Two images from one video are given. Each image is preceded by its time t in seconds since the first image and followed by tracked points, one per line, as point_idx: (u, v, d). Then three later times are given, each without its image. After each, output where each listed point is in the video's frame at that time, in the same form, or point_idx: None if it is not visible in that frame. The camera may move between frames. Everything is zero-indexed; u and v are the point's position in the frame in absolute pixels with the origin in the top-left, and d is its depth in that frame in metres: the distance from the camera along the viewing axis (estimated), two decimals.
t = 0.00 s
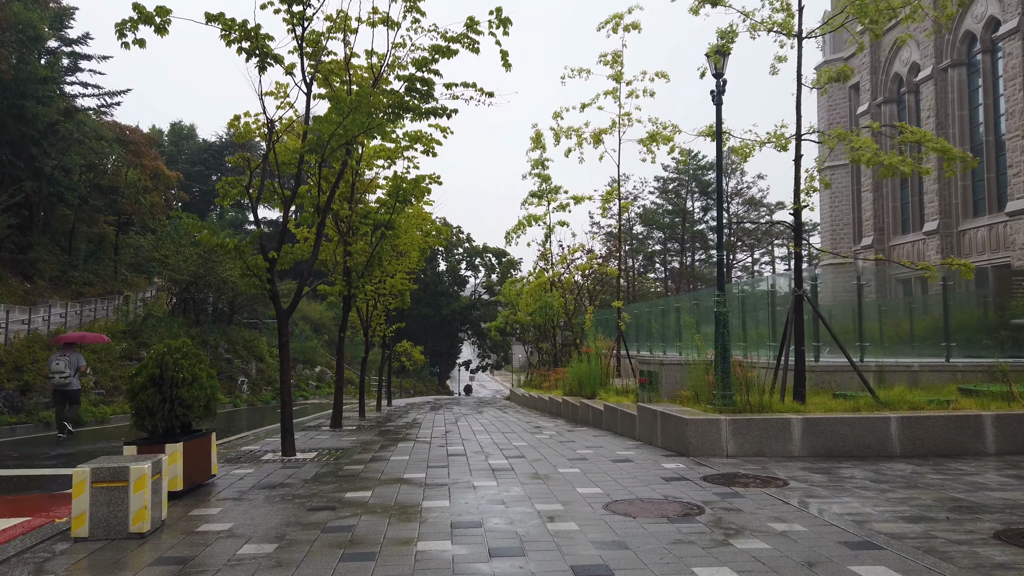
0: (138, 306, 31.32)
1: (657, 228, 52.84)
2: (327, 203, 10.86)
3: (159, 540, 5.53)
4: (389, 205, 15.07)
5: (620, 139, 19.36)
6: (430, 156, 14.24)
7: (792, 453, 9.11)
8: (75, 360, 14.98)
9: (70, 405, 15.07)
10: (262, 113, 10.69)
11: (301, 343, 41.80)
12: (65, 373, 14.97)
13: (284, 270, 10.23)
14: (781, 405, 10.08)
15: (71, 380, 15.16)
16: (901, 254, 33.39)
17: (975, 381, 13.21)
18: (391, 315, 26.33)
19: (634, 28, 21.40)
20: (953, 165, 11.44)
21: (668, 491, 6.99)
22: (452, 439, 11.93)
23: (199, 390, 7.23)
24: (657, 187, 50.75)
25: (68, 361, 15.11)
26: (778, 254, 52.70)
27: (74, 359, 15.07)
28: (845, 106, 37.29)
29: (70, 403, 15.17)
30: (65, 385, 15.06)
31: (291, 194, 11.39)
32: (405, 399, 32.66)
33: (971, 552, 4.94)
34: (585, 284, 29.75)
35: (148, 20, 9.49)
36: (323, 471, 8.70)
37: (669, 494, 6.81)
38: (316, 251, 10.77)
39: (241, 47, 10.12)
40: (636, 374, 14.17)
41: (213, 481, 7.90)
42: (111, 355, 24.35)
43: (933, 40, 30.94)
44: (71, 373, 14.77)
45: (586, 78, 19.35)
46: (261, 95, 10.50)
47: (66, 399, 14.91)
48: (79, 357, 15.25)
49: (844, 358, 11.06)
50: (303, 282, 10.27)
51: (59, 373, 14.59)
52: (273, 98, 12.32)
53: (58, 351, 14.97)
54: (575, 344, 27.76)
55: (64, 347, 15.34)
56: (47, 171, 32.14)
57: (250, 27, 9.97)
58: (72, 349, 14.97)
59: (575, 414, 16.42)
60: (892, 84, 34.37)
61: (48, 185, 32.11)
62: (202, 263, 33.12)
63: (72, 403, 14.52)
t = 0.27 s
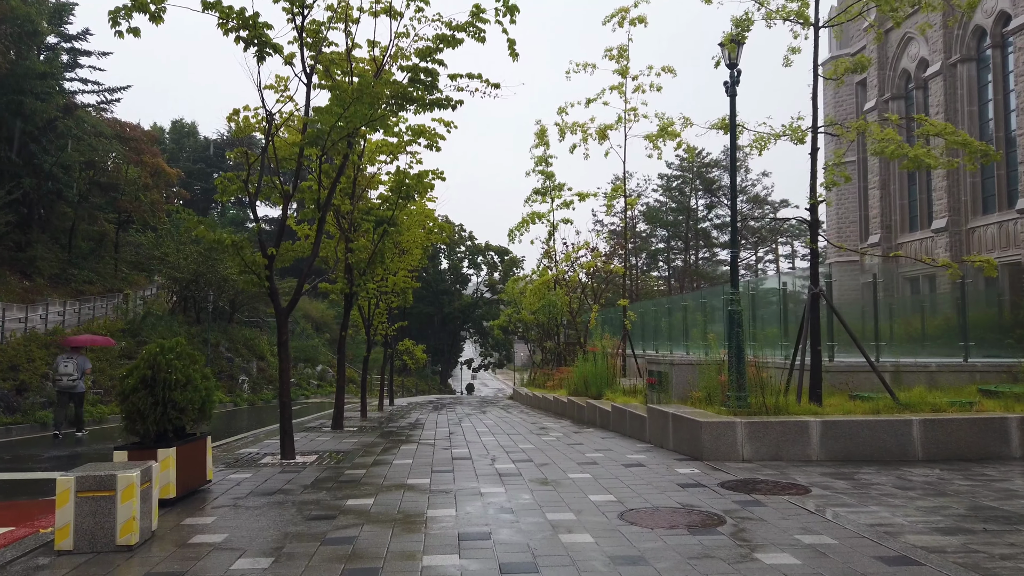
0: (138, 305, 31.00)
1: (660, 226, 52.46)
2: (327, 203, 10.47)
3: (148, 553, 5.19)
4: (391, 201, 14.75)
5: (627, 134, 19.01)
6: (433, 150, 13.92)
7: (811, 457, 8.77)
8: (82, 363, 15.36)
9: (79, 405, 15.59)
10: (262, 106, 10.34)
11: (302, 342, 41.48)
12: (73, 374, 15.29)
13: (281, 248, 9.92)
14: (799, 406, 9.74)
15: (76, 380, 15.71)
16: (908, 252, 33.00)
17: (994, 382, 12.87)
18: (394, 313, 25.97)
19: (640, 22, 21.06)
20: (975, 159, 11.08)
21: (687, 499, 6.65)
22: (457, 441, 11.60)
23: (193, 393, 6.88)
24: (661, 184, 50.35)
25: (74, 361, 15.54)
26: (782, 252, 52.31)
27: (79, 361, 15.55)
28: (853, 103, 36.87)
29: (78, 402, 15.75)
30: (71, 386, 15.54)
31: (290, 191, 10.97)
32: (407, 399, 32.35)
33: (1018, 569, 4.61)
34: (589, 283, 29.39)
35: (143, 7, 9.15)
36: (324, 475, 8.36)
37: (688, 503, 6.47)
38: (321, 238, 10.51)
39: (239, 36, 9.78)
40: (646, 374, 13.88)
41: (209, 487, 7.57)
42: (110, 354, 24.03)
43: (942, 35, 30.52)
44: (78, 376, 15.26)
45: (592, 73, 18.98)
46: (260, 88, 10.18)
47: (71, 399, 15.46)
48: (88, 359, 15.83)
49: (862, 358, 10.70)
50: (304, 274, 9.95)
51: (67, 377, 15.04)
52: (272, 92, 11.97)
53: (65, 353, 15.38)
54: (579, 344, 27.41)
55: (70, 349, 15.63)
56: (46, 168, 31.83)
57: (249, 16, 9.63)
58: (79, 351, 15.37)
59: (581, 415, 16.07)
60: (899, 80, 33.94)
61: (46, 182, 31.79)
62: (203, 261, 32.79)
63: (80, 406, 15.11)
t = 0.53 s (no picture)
0: (134, 300, 30.66)
1: (661, 222, 52.14)
2: (322, 195, 10.11)
3: (130, 561, 4.87)
4: (390, 193, 14.42)
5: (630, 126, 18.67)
6: (433, 142, 13.60)
7: (826, 456, 8.46)
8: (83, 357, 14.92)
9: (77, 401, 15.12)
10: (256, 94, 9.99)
11: (301, 338, 41.16)
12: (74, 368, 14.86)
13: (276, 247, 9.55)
14: (811, 403, 9.43)
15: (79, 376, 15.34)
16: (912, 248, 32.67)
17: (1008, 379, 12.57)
18: (393, 309, 25.66)
19: (643, 12, 20.72)
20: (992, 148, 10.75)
21: (700, 501, 6.33)
22: (458, 439, 11.27)
23: (181, 389, 6.56)
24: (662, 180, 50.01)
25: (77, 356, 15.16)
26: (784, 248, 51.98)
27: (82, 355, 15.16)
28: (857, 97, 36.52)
29: (79, 398, 15.39)
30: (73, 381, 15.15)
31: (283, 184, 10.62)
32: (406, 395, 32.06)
33: None
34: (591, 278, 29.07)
35: None
36: (321, 476, 8.04)
37: (701, 506, 6.15)
38: (314, 231, 10.13)
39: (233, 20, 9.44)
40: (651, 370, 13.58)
41: (199, 488, 7.24)
42: (106, 350, 23.71)
43: (947, 28, 30.15)
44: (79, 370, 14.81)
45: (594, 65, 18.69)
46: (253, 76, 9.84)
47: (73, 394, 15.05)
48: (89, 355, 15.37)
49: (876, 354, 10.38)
50: (297, 272, 9.60)
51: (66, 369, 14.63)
52: (267, 81, 11.61)
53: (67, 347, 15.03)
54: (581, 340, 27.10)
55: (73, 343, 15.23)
56: (41, 162, 31.48)
57: None
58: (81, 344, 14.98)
59: (584, 412, 15.76)
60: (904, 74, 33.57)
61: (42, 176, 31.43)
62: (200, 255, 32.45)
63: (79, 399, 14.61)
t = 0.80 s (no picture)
0: (129, 296, 30.27)
1: (661, 217, 51.77)
2: (315, 186, 9.73)
3: None
4: (387, 186, 14.07)
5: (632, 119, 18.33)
6: (431, 133, 13.23)
7: (840, 459, 8.11)
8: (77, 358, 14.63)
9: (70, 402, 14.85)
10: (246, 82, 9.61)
11: (299, 334, 40.82)
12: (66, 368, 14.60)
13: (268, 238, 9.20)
14: (823, 402, 9.09)
15: (74, 377, 15.16)
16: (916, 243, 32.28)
17: None
18: (391, 306, 25.29)
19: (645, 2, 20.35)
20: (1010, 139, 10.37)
21: (711, 509, 5.98)
22: (456, 439, 10.93)
23: (161, 391, 6.19)
24: (663, 175, 49.63)
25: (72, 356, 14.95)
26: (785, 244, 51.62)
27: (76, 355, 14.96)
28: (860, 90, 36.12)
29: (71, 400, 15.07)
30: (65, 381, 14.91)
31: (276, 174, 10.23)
32: (405, 392, 31.73)
33: None
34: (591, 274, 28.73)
35: None
36: (313, 480, 7.70)
37: (714, 514, 5.81)
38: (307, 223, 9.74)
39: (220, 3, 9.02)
40: (655, 367, 13.23)
41: (183, 494, 6.88)
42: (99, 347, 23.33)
43: (953, 19, 29.72)
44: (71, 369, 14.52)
45: (595, 56, 18.29)
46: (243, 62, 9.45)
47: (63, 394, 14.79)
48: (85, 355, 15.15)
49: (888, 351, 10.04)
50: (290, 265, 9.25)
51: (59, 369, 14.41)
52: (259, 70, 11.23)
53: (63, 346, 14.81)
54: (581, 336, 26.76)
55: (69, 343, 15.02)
56: (34, 156, 31.05)
57: None
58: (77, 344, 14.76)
59: (585, 411, 15.44)
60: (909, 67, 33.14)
61: (36, 171, 31.06)
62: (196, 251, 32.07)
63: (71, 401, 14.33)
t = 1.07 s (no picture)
0: (126, 295, 29.98)
1: (663, 215, 51.43)
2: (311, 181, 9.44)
3: None
4: (386, 184, 13.76)
5: (635, 115, 18.04)
6: (431, 129, 12.92)
7: (857, 465, 7.80)
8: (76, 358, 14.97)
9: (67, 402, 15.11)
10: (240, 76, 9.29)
11: (298, 334, 40.50)
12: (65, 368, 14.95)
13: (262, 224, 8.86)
14: (838, 406, 8.77)
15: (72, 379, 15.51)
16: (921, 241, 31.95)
17: None
18: (391, 305, 25.00)
19: None
20: None
21: (727, 521, 5.67)
22: (458, 443, 10.62)
23: (147, 396, 5.89)
24: (665, 173, 49.30)
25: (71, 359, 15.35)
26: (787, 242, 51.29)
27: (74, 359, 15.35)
28: (864, 88, 35.82)
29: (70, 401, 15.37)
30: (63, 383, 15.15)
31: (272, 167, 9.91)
32: (405, 392, 31.42)
33: None
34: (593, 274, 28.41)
35: None
36: (308, 487, 7.39)
37: (731, 526, 5.50)
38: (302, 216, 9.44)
39: None
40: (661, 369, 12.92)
41: (172, 503, 6.58)
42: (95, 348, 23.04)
43: (959, 15, 29.38)
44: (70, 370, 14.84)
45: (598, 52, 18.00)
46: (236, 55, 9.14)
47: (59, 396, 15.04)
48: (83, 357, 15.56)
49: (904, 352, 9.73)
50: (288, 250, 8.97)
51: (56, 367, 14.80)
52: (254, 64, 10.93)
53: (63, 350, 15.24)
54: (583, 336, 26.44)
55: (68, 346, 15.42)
56: (31, 154, 30.76)
57: None
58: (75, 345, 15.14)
59: (589, 413, 15.12)
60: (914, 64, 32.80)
61: (32, 169, 30.76)
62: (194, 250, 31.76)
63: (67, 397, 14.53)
